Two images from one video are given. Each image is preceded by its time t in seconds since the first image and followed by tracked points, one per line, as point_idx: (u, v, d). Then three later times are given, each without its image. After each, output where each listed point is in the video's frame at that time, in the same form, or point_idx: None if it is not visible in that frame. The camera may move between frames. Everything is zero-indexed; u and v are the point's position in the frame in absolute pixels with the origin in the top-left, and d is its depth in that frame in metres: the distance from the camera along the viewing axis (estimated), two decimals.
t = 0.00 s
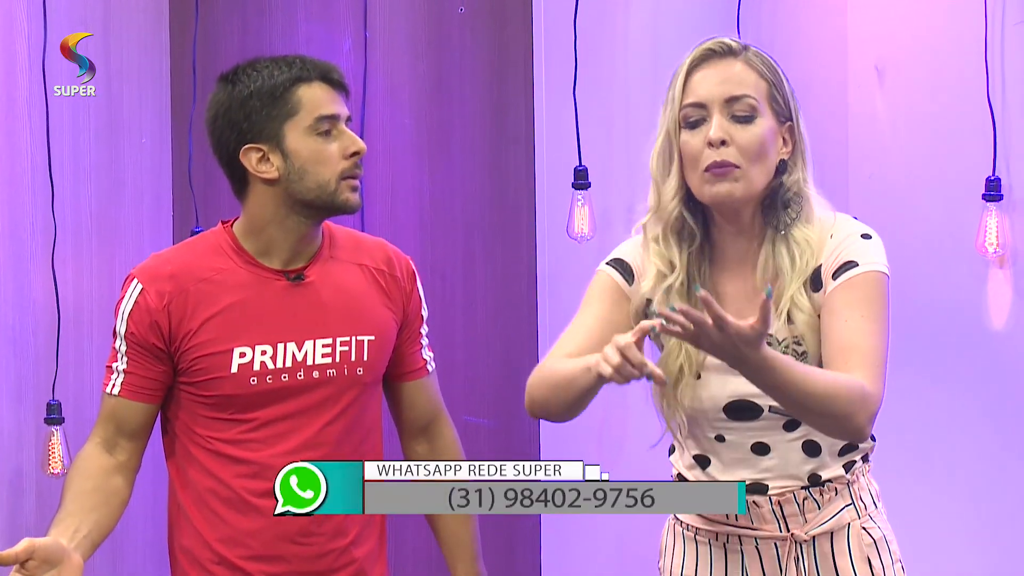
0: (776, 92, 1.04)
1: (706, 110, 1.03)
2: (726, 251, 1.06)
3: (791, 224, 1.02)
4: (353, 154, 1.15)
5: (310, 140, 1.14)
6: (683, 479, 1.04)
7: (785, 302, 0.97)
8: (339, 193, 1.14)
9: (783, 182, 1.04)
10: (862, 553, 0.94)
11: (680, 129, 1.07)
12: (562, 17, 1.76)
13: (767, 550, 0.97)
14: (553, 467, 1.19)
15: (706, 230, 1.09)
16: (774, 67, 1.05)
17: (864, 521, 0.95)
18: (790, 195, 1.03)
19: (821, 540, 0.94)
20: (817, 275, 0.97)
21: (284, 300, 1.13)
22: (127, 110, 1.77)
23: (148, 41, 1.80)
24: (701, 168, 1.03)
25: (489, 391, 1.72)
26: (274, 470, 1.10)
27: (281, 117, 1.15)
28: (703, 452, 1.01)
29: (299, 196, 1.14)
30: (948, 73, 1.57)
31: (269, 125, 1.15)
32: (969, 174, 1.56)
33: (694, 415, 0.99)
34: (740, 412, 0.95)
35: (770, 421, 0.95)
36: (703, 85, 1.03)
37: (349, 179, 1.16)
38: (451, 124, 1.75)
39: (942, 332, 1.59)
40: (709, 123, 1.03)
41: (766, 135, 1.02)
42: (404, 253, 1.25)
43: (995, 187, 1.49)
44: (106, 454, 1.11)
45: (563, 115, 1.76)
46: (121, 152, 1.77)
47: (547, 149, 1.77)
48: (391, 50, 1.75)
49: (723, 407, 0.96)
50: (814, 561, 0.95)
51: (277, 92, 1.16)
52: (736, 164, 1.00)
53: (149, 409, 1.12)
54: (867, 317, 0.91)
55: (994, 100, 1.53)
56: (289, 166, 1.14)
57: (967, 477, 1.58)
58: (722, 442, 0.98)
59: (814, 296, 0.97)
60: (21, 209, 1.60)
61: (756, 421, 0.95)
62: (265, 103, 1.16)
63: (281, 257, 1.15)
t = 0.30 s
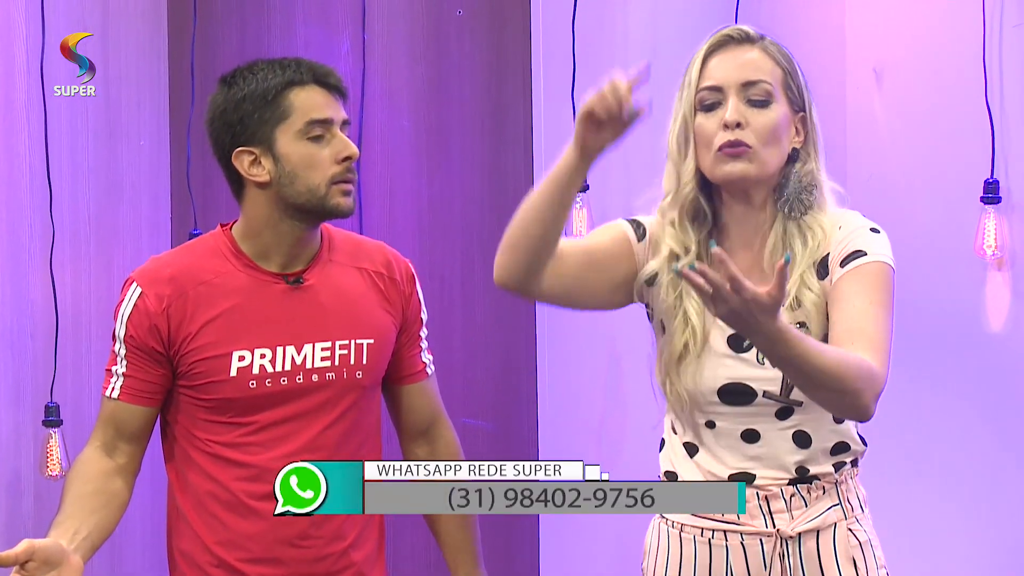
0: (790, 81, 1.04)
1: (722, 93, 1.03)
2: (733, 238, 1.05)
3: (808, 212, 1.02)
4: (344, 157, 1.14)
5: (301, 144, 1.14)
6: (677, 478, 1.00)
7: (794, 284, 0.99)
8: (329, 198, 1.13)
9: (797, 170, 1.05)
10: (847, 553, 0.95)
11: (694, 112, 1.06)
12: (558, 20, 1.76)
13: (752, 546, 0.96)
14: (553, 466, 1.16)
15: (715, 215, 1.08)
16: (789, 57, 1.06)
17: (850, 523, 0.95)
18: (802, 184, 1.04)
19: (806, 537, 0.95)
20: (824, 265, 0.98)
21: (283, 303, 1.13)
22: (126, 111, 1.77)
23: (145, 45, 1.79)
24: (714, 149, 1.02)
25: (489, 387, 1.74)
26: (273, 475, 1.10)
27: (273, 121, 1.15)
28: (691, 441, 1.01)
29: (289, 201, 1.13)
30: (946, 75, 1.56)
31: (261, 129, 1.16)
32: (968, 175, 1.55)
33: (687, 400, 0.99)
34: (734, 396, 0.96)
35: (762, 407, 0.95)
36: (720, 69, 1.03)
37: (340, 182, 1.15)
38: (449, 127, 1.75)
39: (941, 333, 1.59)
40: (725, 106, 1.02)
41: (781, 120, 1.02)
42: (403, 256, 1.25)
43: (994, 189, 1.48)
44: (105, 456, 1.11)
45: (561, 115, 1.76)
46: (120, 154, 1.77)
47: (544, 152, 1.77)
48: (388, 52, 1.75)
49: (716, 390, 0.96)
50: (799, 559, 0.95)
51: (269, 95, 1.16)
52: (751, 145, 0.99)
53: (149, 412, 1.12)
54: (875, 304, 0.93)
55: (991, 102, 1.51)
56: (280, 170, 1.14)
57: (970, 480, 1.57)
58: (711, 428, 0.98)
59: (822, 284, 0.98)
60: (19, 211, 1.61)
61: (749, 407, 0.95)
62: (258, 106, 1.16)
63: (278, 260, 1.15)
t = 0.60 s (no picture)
0: (802, 84, 1.05)
1: (734, 88, 1.04)
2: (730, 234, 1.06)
3: (810, 213, 1.03)
4: (344, 162, 1.15)
5: (301, 148, 1.14)
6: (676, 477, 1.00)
7: (793, 276, 0.99)
8: (328, 202, 1.13)
9: (802, 173, 1.06)
10: (843, 556, 0.95)
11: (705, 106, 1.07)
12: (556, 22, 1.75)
13: (749, 548, 0.97)
14: (553, 467, 1.18)
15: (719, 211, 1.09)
16: (804, 64, 1.07)
17: (846, 525, 0.96)
18: (809, 186, 1.05)
19: (803, 539, 0.95)
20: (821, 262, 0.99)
21: (280, 308, 1.13)
22: (123, 114, 1.77)
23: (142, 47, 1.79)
24: (720, 141, 1.02)
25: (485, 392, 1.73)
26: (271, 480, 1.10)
27: (272, 124, 1.15)
28: (688, 437, 1.00)
29: (288, 204, 1.13)
30: (944, 78, 1.56)
31: (260, 132, 1.16)
32: (965, 178, 1.54)
33: (686, 395, 0.99)
34: (734, 392, 0.96)
35: (762, 404, 0.95)
36: (735, 64, 1.03)
37: (339, 187, 1.15)
38: (446, 130, 1.75)
39: (939, 337, 1.59)
40: (736, 100, 1.03)
41: (791, 119, 1.02)
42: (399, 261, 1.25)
43: (990, 193, 1.48)
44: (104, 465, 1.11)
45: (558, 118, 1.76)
46: (117, 157, 1.77)
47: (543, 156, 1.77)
48: (385, 55, 1.75)
49: (714, 386, 0.97)
50: (795, 561, 0.96)
51: (269, 98, 1.16)
52: (758, 137, 1.00)
53: (146, 419, 1.12)
54: (871, 299, 0.93)
55: (988, 107, 1.51)
56: (279, 174, 1.14)
57: (968, 484, 1.57)
58: (709, 425, 0.98)
59: (820, 280, 0.98)
60: (16, 215, 1.63)
61: (748, 403, 0.95)
62: (257, 109, 1.16)
63: (275, 265, 1.15)
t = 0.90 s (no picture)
0: (793, 88, 1.06)
1: (724, 97, 1.06)
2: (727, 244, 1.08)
3: (803, 219, 1.03)
4: (351, 161, 1.15)
5: (310, 146, 1.14)
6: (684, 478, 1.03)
7: (791, 288, 0.99)
8: (335, 201, 1.14)
9: (795, 177, 1.06)
10: (856, 554, 0.96)
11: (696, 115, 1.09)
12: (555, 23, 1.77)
13: (761, 549, 0.98)
14: (553, 467, 1.21)
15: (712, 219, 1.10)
16: (793, 66, 1.08)
17: (858, 523, 0.97)
18: (802, 192, 1.04)
19: (815, 539, 0.96)
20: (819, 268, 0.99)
21: (281, 306, 1.13)
22: (121, 114, 1.77)
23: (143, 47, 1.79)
24: (715, 153, 1.05)
25: (484, 390, 1.73)
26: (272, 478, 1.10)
27: (281, 122, 1.15)
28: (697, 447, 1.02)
29: (296, 203, 1.14)
30: (942, 79, 1.57)
31: (267, 130, 1.15)
32: (964, 178, 1.55)
33: (691, 408, 0.99)
34: (739, 404, 0.96)
35: (770, 413, 0.95)
36: (723, 73, 1.06)
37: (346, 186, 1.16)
38: (446, 131, 1.76)
39: (940, 336, 1.59)
40: (726, 109, 1.05)
41: (782, 125, 1.04)
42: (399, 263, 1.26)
43: (990, 192, 1.48)
44: (101, 470, 1.10)
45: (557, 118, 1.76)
46: (116, 157, 1.77)
47: (540, 154, 1.74)
48: (384, 56, 1.76)
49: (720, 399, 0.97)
50: (808, 561, 0.97)
51: (278, 96, 1.16)
52: (751, 150, 1.03)
53: (146, 415, 1.11)
54: (869, 308, 0.92)
55: (987, 107, 1.53)
56: (287, 171, 1.14)
57: (967, 483, 1.57)
58: (717, 434, 0.98)
59: (817, 287, 0.98)
60: (14, 213, 1.62)
61: (755, 413, 0.95)
62: (266, 106, 1.16)
63: (277, 264, 1.15)
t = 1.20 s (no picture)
0: (801, 88, 1.14)
1: (738, 89, 1.13)
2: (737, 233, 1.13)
3: (812, 212, 1.08)
4: (351, 160, 1.15)
5: (310, 146, 1.14)
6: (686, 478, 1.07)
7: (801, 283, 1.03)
8: (335, 201, 1.14)
9: (802, 175, 1.13)
10: (858, 552, 1.01)
11: (709, 107, 1.15)
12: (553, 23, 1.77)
13: (765, 547, 1.03)
14: (553, 467, 1.28)
15: (721, 210, 1.16)
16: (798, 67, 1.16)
17: (859, 522, 1.02)
18: (810, 189, 1.10)
19: (819, 537, 1.01)
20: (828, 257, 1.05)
21: (278, 305, 1.13)
22: (121, 113, 1.77)
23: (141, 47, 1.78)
24: (730, 142, 1.11)
25: (483, 390, 1.74)
26: (268, 477, 1.10)
27: (280, 122, 1.15)
28: (700, 443, 1.06)
29: (295, 202, 1.14)
30: (939, 80, 1.57)
31: (266, 130, 1.15)
32: (961, 180, 1.55)
33: (698, 404, 1.04)
34: (749, 397, 1.00)
35: (777, 407, 1.00)
36: (738, 67, 1.13)
37: (346, 186, 1.16)
38: (445, 132, 1.75)
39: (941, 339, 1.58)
40: (742, 101, 1.12)
41: (794, 119, 1.12)
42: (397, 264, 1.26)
43: (988, 193, 1.47)
44: (116, 482, 1.11)
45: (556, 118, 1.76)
46: (114, 157, 1.76)
47: (539, 154, 1.77)
48: (383, 56, 1.75)
49: (726, 394, 1.01)
50: (812, 558, 1.01)
51: (277, 96, 1.16)
52: (767, 139, 1.09)
53: (145, 420, 1.10)
54: (882, 278, 0.97)
55: (986, 107, 1.52)
56: (286, 171, 1.14)
57: (968, 486, 1.57)
58: (721, 429, 1.04)
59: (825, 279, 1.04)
60: (12, 214, 1.65)
61: (761, 407, 1.00)
62: (265, 107, 1.16)
63: (275, 263, 1.15)
